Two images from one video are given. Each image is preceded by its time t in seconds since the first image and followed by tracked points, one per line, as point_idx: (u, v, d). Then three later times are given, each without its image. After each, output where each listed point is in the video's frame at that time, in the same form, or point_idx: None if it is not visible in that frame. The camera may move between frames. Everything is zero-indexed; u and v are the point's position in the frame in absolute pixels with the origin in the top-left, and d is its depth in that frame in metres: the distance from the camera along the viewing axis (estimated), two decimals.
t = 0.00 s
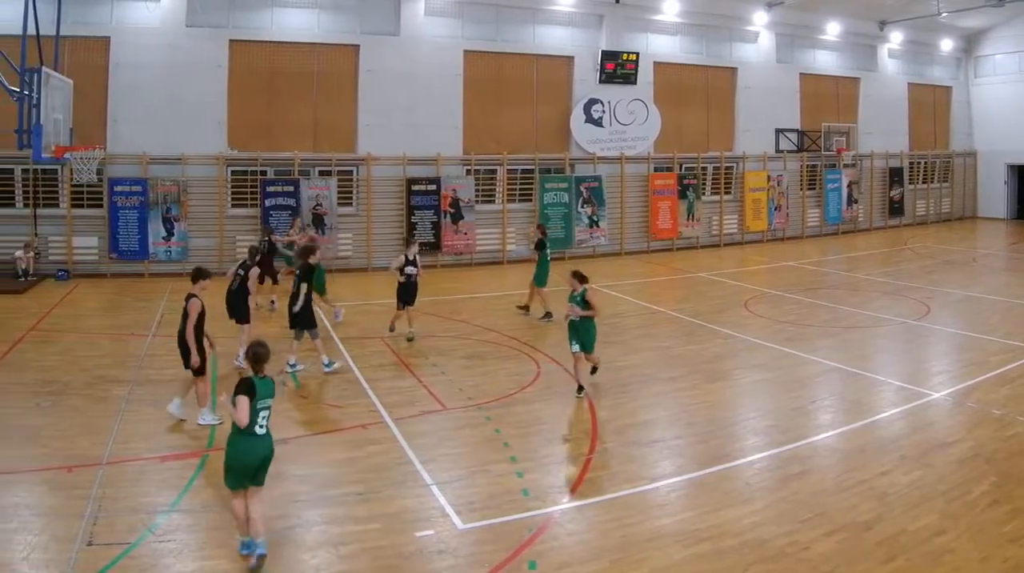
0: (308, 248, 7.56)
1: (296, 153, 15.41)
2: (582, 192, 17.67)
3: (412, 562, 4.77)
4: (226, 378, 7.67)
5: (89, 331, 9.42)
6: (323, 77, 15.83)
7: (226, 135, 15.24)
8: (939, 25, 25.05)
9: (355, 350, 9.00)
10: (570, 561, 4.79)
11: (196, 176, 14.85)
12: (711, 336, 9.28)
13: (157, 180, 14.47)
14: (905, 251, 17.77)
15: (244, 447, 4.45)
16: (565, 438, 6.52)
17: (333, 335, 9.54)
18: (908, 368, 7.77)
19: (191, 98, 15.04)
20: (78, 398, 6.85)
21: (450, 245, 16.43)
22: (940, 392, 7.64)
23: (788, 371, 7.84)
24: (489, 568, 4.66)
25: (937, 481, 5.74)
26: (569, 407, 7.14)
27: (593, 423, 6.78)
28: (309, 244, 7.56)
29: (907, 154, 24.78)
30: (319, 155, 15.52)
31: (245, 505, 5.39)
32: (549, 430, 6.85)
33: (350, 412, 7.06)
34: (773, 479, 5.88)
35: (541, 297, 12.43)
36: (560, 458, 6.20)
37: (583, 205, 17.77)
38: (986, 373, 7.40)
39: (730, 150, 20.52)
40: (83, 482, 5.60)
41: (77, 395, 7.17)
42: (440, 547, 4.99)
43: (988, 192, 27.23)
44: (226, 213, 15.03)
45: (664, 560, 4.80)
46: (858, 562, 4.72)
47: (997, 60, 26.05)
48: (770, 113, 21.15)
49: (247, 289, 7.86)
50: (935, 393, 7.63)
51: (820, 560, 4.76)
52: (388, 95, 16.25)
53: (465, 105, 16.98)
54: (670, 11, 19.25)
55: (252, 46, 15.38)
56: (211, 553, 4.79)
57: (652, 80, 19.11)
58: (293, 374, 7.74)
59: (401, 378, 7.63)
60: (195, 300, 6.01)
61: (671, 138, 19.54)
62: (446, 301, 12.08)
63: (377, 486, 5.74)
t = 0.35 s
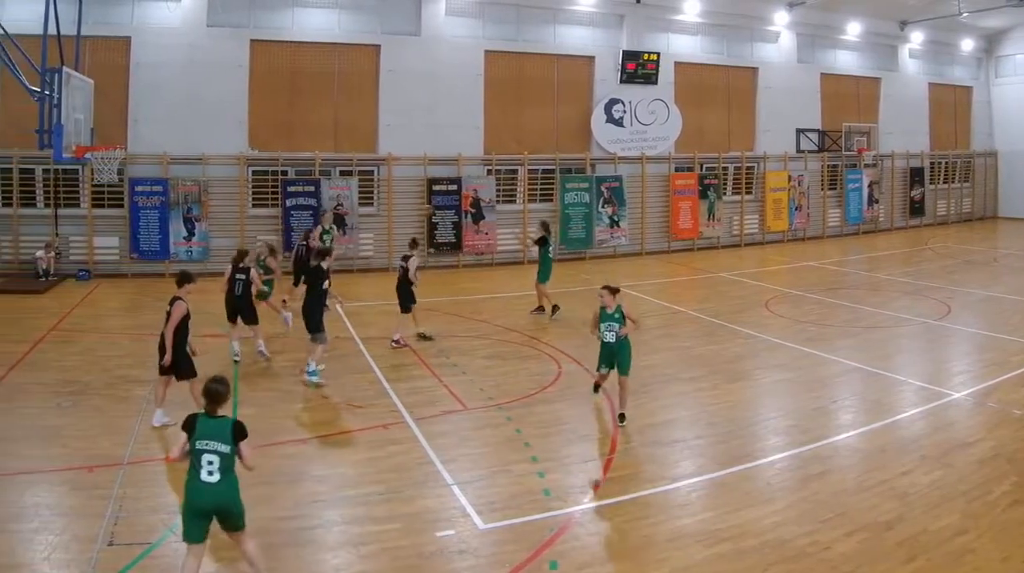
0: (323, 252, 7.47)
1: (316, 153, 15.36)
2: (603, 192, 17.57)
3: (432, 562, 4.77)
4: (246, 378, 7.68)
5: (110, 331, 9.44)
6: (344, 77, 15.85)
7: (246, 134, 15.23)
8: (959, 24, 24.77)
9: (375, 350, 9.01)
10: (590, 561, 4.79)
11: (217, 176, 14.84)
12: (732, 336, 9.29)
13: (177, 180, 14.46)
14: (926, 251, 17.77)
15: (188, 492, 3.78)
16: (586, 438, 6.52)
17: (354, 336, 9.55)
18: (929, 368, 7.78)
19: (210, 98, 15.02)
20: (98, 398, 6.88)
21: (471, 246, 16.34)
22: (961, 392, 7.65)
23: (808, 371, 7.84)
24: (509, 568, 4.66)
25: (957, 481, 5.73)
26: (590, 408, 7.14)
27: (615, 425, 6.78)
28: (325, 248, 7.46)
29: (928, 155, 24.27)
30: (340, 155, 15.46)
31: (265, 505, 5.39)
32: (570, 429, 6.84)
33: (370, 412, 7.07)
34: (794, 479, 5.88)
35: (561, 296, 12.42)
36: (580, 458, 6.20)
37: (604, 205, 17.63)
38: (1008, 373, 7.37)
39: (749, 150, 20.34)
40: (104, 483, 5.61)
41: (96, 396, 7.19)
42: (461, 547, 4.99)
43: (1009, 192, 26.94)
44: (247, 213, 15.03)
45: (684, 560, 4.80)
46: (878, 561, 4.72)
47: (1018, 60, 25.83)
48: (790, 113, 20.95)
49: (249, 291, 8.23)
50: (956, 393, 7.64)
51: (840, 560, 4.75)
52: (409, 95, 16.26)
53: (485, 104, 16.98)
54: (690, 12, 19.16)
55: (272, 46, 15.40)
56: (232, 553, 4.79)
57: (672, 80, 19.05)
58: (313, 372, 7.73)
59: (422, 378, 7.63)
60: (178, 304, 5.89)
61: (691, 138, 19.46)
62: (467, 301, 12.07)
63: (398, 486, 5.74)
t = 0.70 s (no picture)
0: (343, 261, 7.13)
1: (337, 153, 15.37)
2: (623, 192, 17.48)
3: (453, 562, 4.77)
4: (267, 378, 7.70)
5: (131, 331, 9.45)
6: (365, 77, 15.82)
7: (266, 134, 15.25)
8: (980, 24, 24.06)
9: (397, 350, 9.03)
10: (610, 562, 4.78)
11: (238, 176, 14.93)
12: (754, 336, 9.30)
13: (198, 180, 14.56)
14: (947, 251, 17.81)
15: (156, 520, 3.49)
16: (608, 438, 6.52)
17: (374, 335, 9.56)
18: (949, 368, 7.80)
19: (229, 99, 15.04)
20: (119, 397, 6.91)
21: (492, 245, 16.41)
22: (981, 392, 7.68)
23: (828, 371, 7.84)
24: (530, 568, 4.66)
25: (978, 481, 5.73)
26: (612, 407, 7.13)
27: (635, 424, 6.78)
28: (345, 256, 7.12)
29: (949, 154, 23.79)
30: (361, 155, 15.46)
31: (286, 504, 5.40)
32: (590, 429, 6.84)
33: (390, 411, 7.07)
34: (816, 479, 5.88)
35: (581, 296, 12.40)
36: (601, 458, 6.20)
37: (625, 206, 17.55)
38: None
39: (770, 151, 20.08)
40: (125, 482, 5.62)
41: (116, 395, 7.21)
42: (481, 547, 4.99)
43: None
44: (268, 213, 15.09)
45: (705, 560, 4.79)
46: (899, 561, 4.72)
47: None
48: (811, 114, 20.64)
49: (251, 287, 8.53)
50: (976, 393, 7.68)
51: (862, 560, 4.75)
52: (430, 95, 16.21)
53: (506, 103, 16.87)
54: (711, 11, 18.93)
55: (293, 46, 15.41)
56: (253, 553, 4.79)
57: (693, 80, 18.84)
58: (333, 372, 7.76)
59: (443, 378, 7.65)
60: (173, 306, 5.65)
61: (712, 138, 19.26)
62: (487, 301, 12.05)
63: (419, 486, 5.74)
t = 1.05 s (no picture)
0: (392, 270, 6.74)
1: (360, 152, 15.42)
2: (646, 192, 17.47)
3: (475, 562, 4.76)
4: (289, 378, 7.73)
5: (152, 331, 9.50)
6: (386, 77, 15.81)
7: (289, 134, 15.29)
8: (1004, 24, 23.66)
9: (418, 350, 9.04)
10: (632, 562, 4.78)
11: (260, 176, 14.98)
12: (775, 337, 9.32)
13: (220, 180, 14.58)
14: (969, 251, 17.79)
15: (134, 553, 3.39)
16: (631, 438, 6.53)
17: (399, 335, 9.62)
18: (973, 369, 7.80)
19: (249, 99, 15.07)
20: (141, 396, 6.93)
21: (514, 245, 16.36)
22: (1004, 392, 7.67)
23: (851, 371, 7.84)
24: (552, 569, 4.65)
25: (1000, 481, 5.72)
26: (635, 407, 7.13)
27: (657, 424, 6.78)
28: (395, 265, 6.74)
29: (971, 155, 23.47)
30: (383, 156, 15.52)
31: (309, 504, 5.40)
32: (613, 429, 6.84)
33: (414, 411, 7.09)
34: (837, 479, 5.88)
35: (603, 296, 12.39)
36: (624, 458, 6.21)
37: (646, 205, 17.55)
38: None
39: (793, 151, 19.88)
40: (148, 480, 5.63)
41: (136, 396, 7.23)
42: (504, 547, 4.98)
43: None
44: (290, 213, 15.14)
45: (727, 560, 4.79)
46: (920, 561, 4.73)
47: None
48: (833, 114, 20.45)
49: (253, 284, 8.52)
50: (999, 393, 7.68)
51: (883, 560, 4.75)
52: (451, 96, 16.19)
53: (527, 103, 16.81)
54: (734, 11, 18.77)
55: (314, 46, 15.41)
56: (275, 553, 4.78)
57: (715, 80, 18.72)
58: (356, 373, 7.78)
59: (465, 378, 7.66)
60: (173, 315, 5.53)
61: (734, 138, 19.15)
62: (508, 301, 12.05)
63: (442, 486, 5.74)
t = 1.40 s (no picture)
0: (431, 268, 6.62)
1: (380, 152, 15.39)
2: (667, 192, 17.39)
3: (496, 562, 4.75)
4: (310, 378, 7.76)
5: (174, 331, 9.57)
6: (407, 77, 15.83)
7: (311, 134, 15.32)
8: None
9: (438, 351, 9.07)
10: (652, 562, 4.77)
11: (281, 176, 14.97)
12: (797, 337, 9.34)
13: (241, 180, 14.60)
14: (990, 251, 17.79)
15: None
16: (652, 438, 6.54)
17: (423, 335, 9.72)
18: (993, 369, 7.81)
19: (268, 98, 15.10)
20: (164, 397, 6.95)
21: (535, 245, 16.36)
22: None
23: (872, 371, 7.85)
24: (574, 568, 4.64)
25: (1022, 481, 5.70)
26: (657, 408, 7.14)
27: (677, 424, 6.79)
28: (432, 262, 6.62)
29: (993, 155, 23.34)
30: (404, 156, 15.48)
31: (330, 504, 5.39)
32: (634, 430, 6.85)
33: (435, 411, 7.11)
34: (858, 479, 5.87)
35: (625, 297, 12.38)
36: (645, 458, 6.21)
37: (668, 205, 17.48)
38: None
39: (813, 151, 19.85)
40: (170, 483, 5.61)
41: (154, 396, 7.25)
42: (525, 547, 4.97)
43: None
44: (311, 213, 15.13)
45: (749, 560, 4.78)
46: (941, 561, 4.71)
47: None
48: (854, 113, 20.39)
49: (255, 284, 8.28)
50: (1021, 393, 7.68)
51: (904, 559, 4.74)
52: (473, 96, 16.20)
53: (548, 102, 16.81)
54: (754, 11, 18.75)
55: (335, 46, 15.44)
56: (296, 553, 4.77)
57: (736, 80, 18.70)
58: (377, 374, 7.81)
59: (487, 378, 7.68)
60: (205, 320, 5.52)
61: (754, 139, 19.17)
62: (528, 301, 12.07)
63: (463, 486, 5.73)
